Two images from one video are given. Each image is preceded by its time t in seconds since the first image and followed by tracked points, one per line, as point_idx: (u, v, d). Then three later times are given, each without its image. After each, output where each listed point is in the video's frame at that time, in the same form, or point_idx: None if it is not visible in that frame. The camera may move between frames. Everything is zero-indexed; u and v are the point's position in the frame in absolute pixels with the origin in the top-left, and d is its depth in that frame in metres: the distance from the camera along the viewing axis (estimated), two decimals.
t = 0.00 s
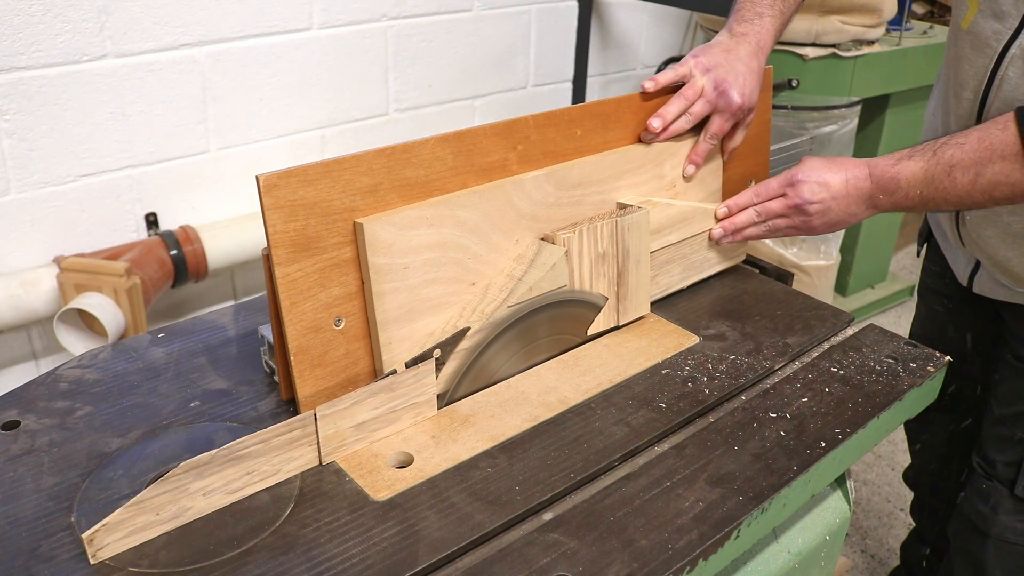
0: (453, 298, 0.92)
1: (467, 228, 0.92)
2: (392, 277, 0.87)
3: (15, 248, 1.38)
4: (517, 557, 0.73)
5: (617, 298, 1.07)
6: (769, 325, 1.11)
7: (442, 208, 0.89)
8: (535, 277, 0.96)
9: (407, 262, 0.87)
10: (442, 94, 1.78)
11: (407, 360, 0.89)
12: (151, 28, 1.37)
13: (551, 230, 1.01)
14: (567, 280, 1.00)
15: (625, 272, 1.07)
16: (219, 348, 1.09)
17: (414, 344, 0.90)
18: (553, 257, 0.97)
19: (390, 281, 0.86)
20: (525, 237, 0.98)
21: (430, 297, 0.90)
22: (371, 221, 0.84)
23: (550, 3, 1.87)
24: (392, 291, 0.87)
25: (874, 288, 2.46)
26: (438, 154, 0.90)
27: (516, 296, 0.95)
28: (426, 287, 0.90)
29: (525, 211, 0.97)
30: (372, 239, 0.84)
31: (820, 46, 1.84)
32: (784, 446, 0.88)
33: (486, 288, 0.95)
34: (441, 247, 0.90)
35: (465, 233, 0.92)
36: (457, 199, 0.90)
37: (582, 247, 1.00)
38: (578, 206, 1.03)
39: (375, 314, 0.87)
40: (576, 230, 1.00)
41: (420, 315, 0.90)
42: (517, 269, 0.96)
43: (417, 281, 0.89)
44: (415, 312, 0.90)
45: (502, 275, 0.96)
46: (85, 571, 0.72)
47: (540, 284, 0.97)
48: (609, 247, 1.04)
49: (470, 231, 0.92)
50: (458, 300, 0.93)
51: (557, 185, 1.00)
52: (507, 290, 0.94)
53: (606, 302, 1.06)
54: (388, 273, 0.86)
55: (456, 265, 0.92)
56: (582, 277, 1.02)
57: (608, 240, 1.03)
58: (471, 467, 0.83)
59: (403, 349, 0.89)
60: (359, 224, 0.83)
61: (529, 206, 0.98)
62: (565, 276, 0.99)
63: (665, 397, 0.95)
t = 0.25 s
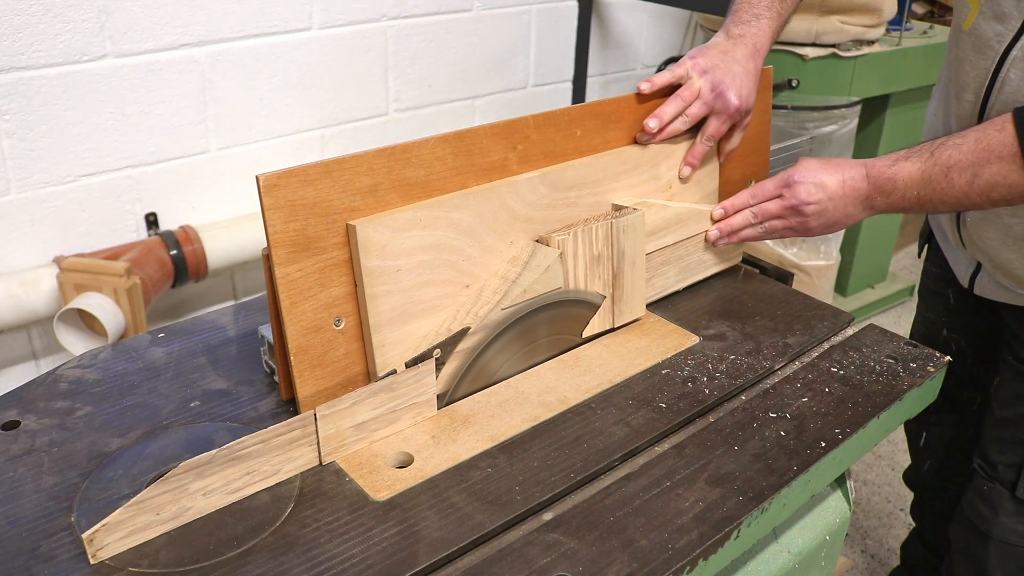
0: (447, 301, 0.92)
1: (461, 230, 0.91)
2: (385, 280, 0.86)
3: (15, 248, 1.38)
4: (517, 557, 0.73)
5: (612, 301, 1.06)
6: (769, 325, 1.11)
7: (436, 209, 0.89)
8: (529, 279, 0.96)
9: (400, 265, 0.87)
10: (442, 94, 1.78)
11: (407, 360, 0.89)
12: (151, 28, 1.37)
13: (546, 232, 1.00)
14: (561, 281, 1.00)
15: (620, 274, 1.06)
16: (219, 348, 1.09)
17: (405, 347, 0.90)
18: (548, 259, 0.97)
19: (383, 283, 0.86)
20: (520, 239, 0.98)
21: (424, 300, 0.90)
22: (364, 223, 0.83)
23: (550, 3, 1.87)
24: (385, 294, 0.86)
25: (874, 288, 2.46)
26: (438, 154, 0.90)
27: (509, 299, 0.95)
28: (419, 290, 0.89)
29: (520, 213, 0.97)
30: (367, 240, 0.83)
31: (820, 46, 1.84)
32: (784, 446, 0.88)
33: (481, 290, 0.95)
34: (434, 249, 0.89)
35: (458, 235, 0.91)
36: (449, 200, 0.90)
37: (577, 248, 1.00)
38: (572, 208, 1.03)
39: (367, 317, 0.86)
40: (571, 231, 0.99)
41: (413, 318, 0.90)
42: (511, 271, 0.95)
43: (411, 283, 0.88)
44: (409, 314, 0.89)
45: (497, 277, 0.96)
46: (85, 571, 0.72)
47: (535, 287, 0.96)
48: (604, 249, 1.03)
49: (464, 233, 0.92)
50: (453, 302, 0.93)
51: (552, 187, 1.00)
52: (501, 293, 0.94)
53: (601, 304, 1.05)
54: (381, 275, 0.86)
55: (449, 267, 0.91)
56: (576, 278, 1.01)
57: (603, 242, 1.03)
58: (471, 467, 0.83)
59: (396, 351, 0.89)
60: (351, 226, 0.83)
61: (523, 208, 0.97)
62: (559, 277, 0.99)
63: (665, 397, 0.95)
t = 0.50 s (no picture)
0: (441, 302, 0.91)
1: (455, 231, 0.91)
2: (379, 282, 0.85)
3: (15, 248, 1.38)
4: (517, 557, 0.73)
5: (607, 302, 1.06)
6: (769, 325, 1.11)
7: (430, 210, 0.88)
8: (523, 282, 0.95)
9: (392, 267, 0.86)
10: (442, 94, 1.78)
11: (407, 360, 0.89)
12: (151, 28, 1.37)
13: (541, 234, 1.00)
14: (556, 283, 0.99)
15: (616, 276, 1.06)
16: (219, 347, 1.09)
17: (399, 350, 0.89)
18: (542, 261, 0.96)
19: (376, 286, 0.85)
20: (514, 241, 0.97)
21: (417, 302, 0.89)
22: (357, 225, 0.82)
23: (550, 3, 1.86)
24: (377, 297, 0.86)
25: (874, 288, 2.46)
26: (438, 154, 0.90)
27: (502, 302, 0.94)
28: (412, 292, 0.88)
29: (514, 215, 0.96)
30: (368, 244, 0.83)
31: (820, 46, 1.84)
32: (784, 446, 0.88)
33: (475, 292, 0.94)
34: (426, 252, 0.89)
35: (452, 236, 0.90)
36: (442, 203, 0.89)
37: (572, 250, 0.99)
38: (567, 210, 1.02)
39: (359, 319, 0.85)
40: (566, 233, 0.99)
41: (407, 320, 0.89)
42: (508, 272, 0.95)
43: (404, 285, 0.88)
44: (402, 317, 0.88)
45: (491, 279, 0.95)
46: (85, 571, 0.72)
47: (528, 290, 0.96)
48: (599, 251, 1.03)
49: (457, 235, 0.91)
50: (446, 305, 0.92)
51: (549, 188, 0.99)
52: (495, 296, 0.94)
53: (596, 306, 1.05)
54: (374, 277, 0.85)
55: (442, 269, 0.90)
56: (571, 279, 1.01)
57: (598, 244, 1.02)
58: (471, 467, 0.83)
59: (389, 354, 0.88)
60: (344, 229, 0.82)
61: (517, 210, 0.97)
62: (554, 279, 0.98)
63: (665, 397, 0.95)
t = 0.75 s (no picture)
0: (438, 303, 0.91)
1: (450, 233, 0.91)
2: (374, 283, 0.85)
3: (15, 248, 1.38)
4: (517, 557, 0.73)
5: (604, 304, 1.06)
6: (769, 325, 1.11)
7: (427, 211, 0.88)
8: (519, 283, 0.94)
9: (388, 268, 0.86)
10: (442, 94, 1.78)
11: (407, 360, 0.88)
12: (151, 28, 1.37)
13: (537, 235, 1.00)
14: (553, 284, 0.99)
15: (612, 277, 1.05)
16: (219, 348, 1.09)
17: (396, 352, 0.89)
18: (538, 263, 0.95)
19: (371, 287, 0.85)
20: (510, 242, 0.97)
21: (412, 303, 0.89)
22: (352, 227, 0.82)
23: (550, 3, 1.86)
24: (373, 298, 0.86)
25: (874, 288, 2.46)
26: (438, 154, 0.90)
27: (499, 302, 0.93)
28: (408, 293, 0.88)
29: (510, 216, 0.96)
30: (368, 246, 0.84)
31: (820, 46, 1.84)
32: (784, 446, 0.88)
33: (470, 294, 0.94)
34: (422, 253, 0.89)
35: (447, 238, 0.90)
36: (437, 204, 0.89)
37: (568, 252, 0.99)
38: (564, 211, 1.02)
39: (354, 320, 0.85)
40: (562, 235, 0.98)
41: (403, 321, 0.89)
42: (508, 272, 0.95)
43: (400, 287, 0.88)
44: (398, 318, 0.88)
45: (487, 280, 0.95)
46: (85, 571, 0.72)
47: (524, 290, 0.95)
48: (596, 252, 1.02)
49: (453, 236, 0.91)
50: (443, 306, 0.92)
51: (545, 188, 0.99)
52: (491, 297, 0.93)
53: (592, 307, 1.04)
54: (369, 279, 0.85)
55: (438, 271, 0.90)
56: (568, 279, 1.00)
57: (594, 245, 1.02)
58: (471, 467, 0.83)
59: (385, 356, 0.88)
60: (339, 230, 0.82)
61: (514, 211, 0.97)
62: (550, 280, 0.98)
63: (665, 397, 0.95)
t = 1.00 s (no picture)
0: (436, 303, 0.92)
1: (448, 233, 0.91)
2: (372, 284, 0.85)
3: (15, 248, 1.38)
4: (517, 557, 0.73)
5: (602, 304, 1.05)
6: (769, 325, 1.11)
7: (426, 211, 0.88)
8: (518, 284, 0.94)
9: (386, 269, 0.86)
10: (442, 94, 1.78)
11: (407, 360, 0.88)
12: (151, 28, 1.37)
13: (534, 236, 1.00)
14: (551, 284, 0.98)
15: (611, 277, 1.05)
16: (219, 347, 1.09)
17: (394, 353, 0.89)
18: (536, 264, 0.95)
19: (369, 288, 0.85)
20: (509, 242, 0.97)
21: (410, 304, 0.89)
22: (349, 227, 0.82)
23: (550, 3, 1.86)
24: (371, 298, 0.86)
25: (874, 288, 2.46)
26: (438, 154, 0.90)
27: (497, 304, 0.93)
28: (406, 294, 0.88)
29: (509, 217, 0.96)
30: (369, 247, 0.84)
31: (820, 46, 1.84)
32: (784, 446, 0.88)
33: (469, 295, 0.94)
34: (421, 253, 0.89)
35: (445, 239, 0.90)
36: (435, 204, 0.89)
37: (567, 252, 0.99)
38: (562, 211, 1.02)
39: (352, 320, 0.85)
40: (561, 235, 0.98)
41: (401, 321, 0.89)
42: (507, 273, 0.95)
43: (398, 287, 0.88)
44: (396, 319, 0.88)
45: (485, 281, 0.95)
46: (85, 571, 0.72)
47: (523, 291, 0.95)
48: (594, 252, 1.02)
49: (451, 237, 0.91)
50: (441, 306, 0.92)
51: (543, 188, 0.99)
52: (489, 298, 0.93)
53: (590, 309, 1.04)
54: (367, 279, 0.85)
55: (435, 271, 0.91)
56: (567, 280, 1.00)
57: (594, 246, 1.02)
58: (471, 467, 0.83)
59: (382, 357, 0.88)
60: (337, 230, 0.82)
61: (512, 212, 0.97)
62: (548, 281, 0.98)
63: (665, 397, 0.95)
